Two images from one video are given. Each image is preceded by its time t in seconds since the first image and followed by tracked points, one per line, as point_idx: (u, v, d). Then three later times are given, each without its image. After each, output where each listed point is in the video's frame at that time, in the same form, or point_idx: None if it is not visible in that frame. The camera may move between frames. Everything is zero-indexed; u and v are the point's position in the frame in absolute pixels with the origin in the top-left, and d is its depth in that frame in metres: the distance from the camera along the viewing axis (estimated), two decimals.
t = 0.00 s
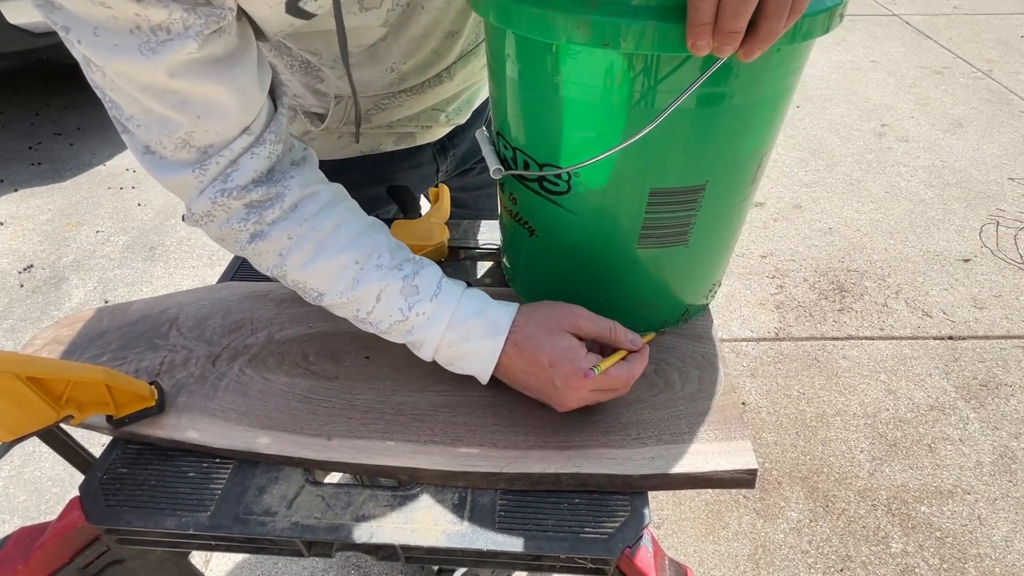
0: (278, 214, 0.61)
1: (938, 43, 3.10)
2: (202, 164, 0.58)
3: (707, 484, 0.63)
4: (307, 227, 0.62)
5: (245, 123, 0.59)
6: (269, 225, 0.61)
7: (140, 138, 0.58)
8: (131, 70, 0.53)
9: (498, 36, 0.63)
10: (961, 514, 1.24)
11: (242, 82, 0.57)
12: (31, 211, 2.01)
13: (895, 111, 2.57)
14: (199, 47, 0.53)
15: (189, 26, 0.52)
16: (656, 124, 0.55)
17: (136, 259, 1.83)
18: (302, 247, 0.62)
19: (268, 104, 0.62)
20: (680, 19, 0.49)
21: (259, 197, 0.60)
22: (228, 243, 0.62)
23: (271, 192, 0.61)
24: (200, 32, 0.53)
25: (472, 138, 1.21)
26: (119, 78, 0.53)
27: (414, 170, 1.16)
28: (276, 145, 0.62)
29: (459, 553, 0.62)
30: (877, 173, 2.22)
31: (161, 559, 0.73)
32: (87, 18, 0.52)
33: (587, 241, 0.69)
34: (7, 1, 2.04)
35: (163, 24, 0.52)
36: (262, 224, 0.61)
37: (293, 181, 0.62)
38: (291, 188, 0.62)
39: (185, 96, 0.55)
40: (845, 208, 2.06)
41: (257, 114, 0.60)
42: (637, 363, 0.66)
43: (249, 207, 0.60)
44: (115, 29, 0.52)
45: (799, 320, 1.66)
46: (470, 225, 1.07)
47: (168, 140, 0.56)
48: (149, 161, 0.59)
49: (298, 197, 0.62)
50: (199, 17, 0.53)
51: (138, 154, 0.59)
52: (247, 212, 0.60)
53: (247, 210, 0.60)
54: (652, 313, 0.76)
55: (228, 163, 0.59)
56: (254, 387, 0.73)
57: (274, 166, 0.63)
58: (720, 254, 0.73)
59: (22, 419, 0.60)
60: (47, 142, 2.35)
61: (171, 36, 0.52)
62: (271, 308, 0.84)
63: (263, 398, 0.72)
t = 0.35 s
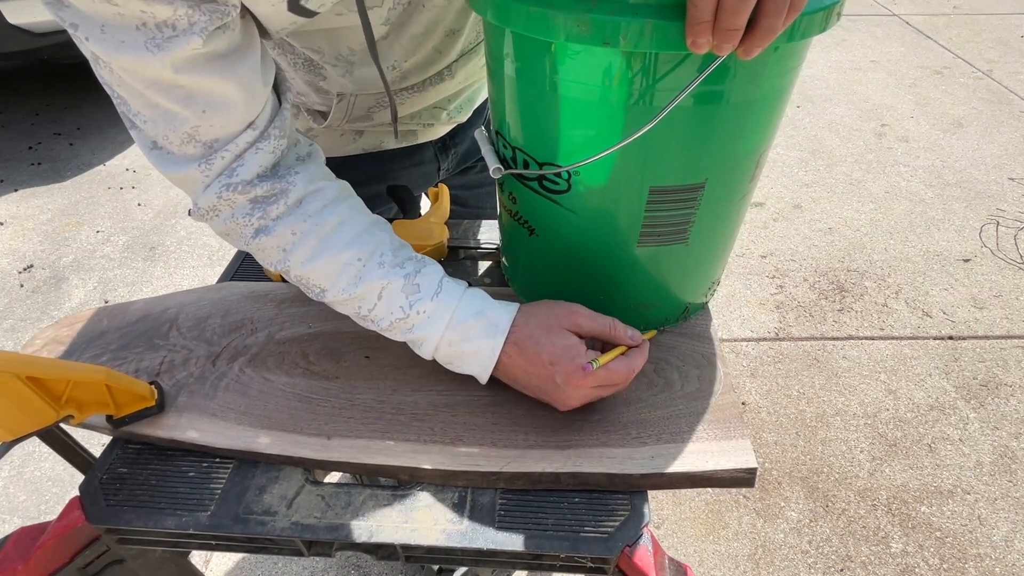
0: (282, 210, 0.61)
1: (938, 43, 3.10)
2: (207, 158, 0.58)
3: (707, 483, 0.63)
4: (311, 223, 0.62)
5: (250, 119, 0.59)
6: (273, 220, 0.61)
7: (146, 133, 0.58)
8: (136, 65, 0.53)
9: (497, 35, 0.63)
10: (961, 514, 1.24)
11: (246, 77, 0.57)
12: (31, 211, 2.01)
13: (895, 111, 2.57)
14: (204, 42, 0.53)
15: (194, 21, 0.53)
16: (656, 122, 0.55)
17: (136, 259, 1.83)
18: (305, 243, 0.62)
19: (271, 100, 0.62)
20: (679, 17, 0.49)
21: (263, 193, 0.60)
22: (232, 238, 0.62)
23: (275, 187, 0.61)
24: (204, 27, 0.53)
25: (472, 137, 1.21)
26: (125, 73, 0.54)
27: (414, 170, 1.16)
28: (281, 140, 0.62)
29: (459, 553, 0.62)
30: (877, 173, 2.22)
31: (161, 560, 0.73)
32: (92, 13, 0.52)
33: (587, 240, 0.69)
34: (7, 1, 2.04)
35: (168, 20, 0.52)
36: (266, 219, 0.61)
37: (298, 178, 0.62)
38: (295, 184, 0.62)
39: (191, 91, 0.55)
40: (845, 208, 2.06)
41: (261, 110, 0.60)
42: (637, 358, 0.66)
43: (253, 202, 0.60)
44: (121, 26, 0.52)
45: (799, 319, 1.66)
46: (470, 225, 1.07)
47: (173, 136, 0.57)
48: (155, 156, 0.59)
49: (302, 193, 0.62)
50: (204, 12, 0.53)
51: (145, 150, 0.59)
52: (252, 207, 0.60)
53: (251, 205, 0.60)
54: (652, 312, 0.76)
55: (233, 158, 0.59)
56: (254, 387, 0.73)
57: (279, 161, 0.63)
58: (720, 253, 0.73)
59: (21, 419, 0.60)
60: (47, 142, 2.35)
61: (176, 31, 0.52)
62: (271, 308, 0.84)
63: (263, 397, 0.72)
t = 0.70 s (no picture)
0: (282, 209, 0.61)
1: (938, 43, 3.10)
2: (209, 157, 0.58)
3: (710, 488, 0.63)
4: (311, 223, 0.62)
5: (251, 118, 0.59)
6: (273, 220, 0.61)
7: (149, 132, 0.58)
8: (138, 63, 0.53)
9: (501, 37, 0.62)
10: (961, 514, 1.24)
11: (248, 75, 0.57)
12: (31, 211, 2.01)
13: (895, 111, 2.57)
14: (206, 39, 0.53)
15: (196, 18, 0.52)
16: (664, 126, 0.55)
17: (136, 259, 1.83)
18: (305, 243, 0.62)
19: (273, 100, 0.62)
20: (687, 21, 0.49)
21: (264, 192, 0.60)
22: (232, 237, 0.62)
23: (276, 186, 0.61)
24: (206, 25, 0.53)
25: (473, 138, 1.21)
26: (127, 72, 0.53)
27: (415, 170, 1.16)
28: (282, 139, 0.61)
29: (461, 558, 0.62)
30: (877, 172, 2.22)
31: (162, 563, 0.73)
32: (93, 12, 0.51)
33: (592, 243, 0.68)
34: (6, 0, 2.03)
35: (169, 18, 0.52)
36: (266, 218, 0.61)
37: (298, 177, 0.62)
38: (295, 184, 0.61)
39: (192, 88, 0.55)
40: (845, 208, 2.06)
41: (262, 109, 0.60)
42: (637, 358, 0.66)
43: (253, 201, 0.60)
44: (123, 25, 0.52)
45: (799, 319, 1.66)
46: (470, 226, 1.07)
47: (175, 134, 0.56)
48: (156, 155, 0.59)
49: (302, 193, 0.62)
50: (206, 10, 0.53)
51: (147, 148, 0.59)
52: (252, 206, 0.60)
53: (251, 204, 0.60)
54: (655, 314, 0.76)
55: (235, 156, 0.59)
56: (255, 390, 0.73)
57: (280, 161, 0.63)
58: (723, 255, 0.73)
59: (22, 423, 0.60)
60: (46, 142, 2.34)
61: (178, 29, 0.52)
62: (272, 309, 0.84)
63: (265, 400, 0.72)
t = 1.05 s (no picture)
0: (280, 209, 0.61)
1: (938, 43, 3.10)
2: (207, 159, 0.58)
3: (710, 489, 0.63)
4: (308, 221, 0.62)
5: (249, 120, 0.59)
6: (271, 219, 0.61)
7: (148, 134, 0.58)
8: (139, 69, 0.53)
9: (502, 37, 0.62)
10: (961, 514, 1.24)
11: (247, 79, 0.57)
12: (31, 211, 2.01)
13: (895, 111, 2.57)
14: (206, 45, 0.53)
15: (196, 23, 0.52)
16: (664, 127, 0.55)
17: (136, 259, 1.83)
18: (302, 241, 0.62)
19: (271, 103, 0.62)
20: (688, 21, 0.49)
21: (262, 192, 0.60)
22: (230, 237, 0.62)
23: (274, 186, 0.61)
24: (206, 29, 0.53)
25: (473, 138, 1.21)
26: (127, 76, 0.53)
27: (415, 170, 1.16)
28: (281, 141, 0.61)
29: (461, 558, 0.62)
30: (877, 172, 2.22)
31: (162, 562, 0.73)
32: (92, 16, 0.51)
33: (592, 242, 0.68)
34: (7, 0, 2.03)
35: (170, 23, 0.52)
36: (264, 218, 0.61)
37: (295, 177, 0.62)
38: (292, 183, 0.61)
39: (192, 92, 0.55)
40: (845, 208, 2.06)
41: (261, 112, 0.60)
42: (630, 349, 0.66)
43: (252, 201, 0.60)
44: (123, 29, 0.52)
45: (799, 320, 1.66)
46: (470, 226, 1.07)
47: (175, 137, 0.56)
48: (156, 157, 0.59)
49: (300, 192, 0.62)
50: (206, 15, 0.53)
51: (146, 150, 0.59)
52: (251, 206, 0.60)
53: (250, 204, 0.60)
54: (656, 314, 0.76)
55: (233, 159, 0.59)
56: (255, 390, 0.73)
57: (279, 162, 0.63)
58: (724, 255, 0.73)
59: (22, 424, 0.60)
60: (46, 142, 2.34)
61: (178, 33, 0.52)
62: (273, 309, 0.84)
63: (265, 400, 0.72)
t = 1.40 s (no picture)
0: (255, 198, 0.61)
1: (938, 43, 3.10)
2: (185, 153, 0.58)
3: (710, 489, 0.63)
4: (285, 211, 0.62)
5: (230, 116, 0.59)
6: (246, 210, 0.61)
7: (129, 128, 0.58)
8: (121, 66, 0.53)
9: (502, 38, 0.62)
10: (961, 514, 1.24)
11: (232, 78, 0.57)
12: (31, 211, 2.01)
13: (895, 111, 2.57)
14: (187, 45, 0.53)
15: (179, 23, 0.52)
16: (665, 131, 0.55)
17: (136, 259, 1.83)
18: (279, 231, 0.62)
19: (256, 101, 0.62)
20: (689, 25, 0.49)
21: (238, 183, 0.60)
22: (208, 228, 0.62)
23: (250, 177, 0.61)
24: (188, 29, 0.53)
25: (473, 138, 1.21)
26: (108, 72, 0.54)
27: (415, 170, 1.16)
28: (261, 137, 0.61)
29: (461, 559, 0.62)
30: (877, 172, 2.22)
31: (162, 562, 0.73)
32: (78, 12, 0.52)
33: (592, 244, 0.68)
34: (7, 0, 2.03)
35: (153, 22, 0.52)
36: (240, 208, 0.61)
37: (271, 167, 0.62)
38: (268, 173, 0.61)
39: (171, 90, 0.55)
40: (845, 208, 2.06)
41: (243, 109, 0.60)
42: (609, 334, 0.66)
43: (228, 191, 0.60)
44: (106, 25, 0.52)
45: (799, 319, 1.66)
46: (470, 226, 1.07)
47: (155, 132, 0.57)
48: (136, 151, 0.59)
49: (275, 182, 0.62)
50: (189, 15, 0.53)
51: (126, 144, 0.59)
52: (227, 197, 0.60)
53: (225, 195, 0.60)
54: (656, 316, 0.76)
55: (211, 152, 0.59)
56: (255, 390, 0.73)
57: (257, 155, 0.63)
58: (724, 257, 0.73)
59: (22, 424, 0.60)
60: (46, 142, 2.34)
61: (160, 32, 0.52)
62: (272, 309, 0.84)
63: (265, 401, 0.72)
